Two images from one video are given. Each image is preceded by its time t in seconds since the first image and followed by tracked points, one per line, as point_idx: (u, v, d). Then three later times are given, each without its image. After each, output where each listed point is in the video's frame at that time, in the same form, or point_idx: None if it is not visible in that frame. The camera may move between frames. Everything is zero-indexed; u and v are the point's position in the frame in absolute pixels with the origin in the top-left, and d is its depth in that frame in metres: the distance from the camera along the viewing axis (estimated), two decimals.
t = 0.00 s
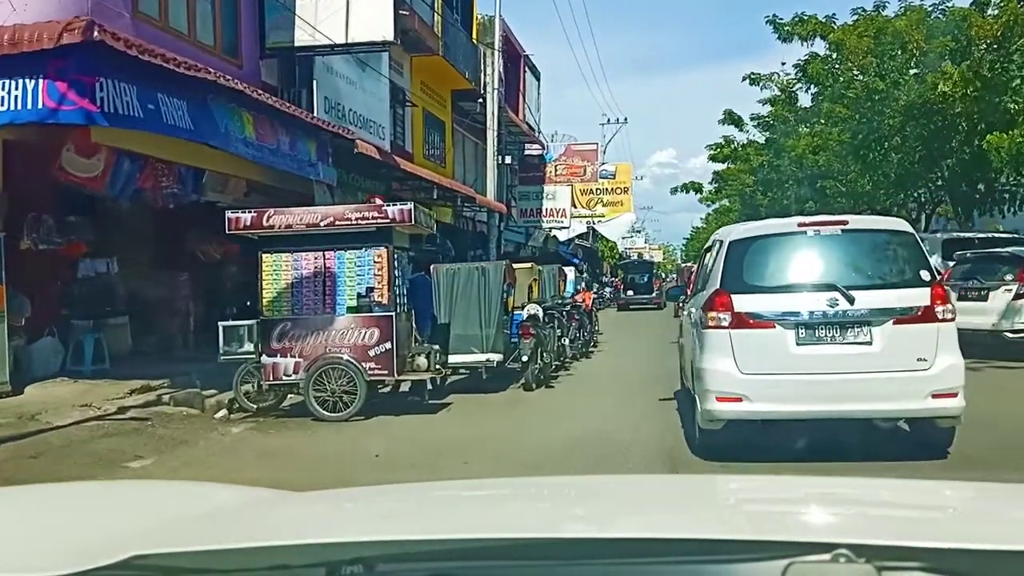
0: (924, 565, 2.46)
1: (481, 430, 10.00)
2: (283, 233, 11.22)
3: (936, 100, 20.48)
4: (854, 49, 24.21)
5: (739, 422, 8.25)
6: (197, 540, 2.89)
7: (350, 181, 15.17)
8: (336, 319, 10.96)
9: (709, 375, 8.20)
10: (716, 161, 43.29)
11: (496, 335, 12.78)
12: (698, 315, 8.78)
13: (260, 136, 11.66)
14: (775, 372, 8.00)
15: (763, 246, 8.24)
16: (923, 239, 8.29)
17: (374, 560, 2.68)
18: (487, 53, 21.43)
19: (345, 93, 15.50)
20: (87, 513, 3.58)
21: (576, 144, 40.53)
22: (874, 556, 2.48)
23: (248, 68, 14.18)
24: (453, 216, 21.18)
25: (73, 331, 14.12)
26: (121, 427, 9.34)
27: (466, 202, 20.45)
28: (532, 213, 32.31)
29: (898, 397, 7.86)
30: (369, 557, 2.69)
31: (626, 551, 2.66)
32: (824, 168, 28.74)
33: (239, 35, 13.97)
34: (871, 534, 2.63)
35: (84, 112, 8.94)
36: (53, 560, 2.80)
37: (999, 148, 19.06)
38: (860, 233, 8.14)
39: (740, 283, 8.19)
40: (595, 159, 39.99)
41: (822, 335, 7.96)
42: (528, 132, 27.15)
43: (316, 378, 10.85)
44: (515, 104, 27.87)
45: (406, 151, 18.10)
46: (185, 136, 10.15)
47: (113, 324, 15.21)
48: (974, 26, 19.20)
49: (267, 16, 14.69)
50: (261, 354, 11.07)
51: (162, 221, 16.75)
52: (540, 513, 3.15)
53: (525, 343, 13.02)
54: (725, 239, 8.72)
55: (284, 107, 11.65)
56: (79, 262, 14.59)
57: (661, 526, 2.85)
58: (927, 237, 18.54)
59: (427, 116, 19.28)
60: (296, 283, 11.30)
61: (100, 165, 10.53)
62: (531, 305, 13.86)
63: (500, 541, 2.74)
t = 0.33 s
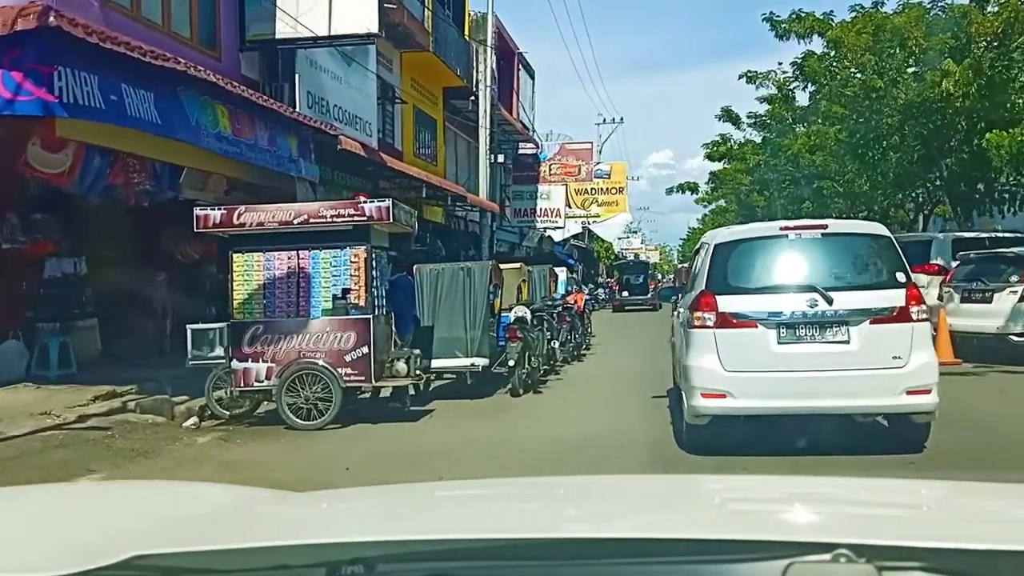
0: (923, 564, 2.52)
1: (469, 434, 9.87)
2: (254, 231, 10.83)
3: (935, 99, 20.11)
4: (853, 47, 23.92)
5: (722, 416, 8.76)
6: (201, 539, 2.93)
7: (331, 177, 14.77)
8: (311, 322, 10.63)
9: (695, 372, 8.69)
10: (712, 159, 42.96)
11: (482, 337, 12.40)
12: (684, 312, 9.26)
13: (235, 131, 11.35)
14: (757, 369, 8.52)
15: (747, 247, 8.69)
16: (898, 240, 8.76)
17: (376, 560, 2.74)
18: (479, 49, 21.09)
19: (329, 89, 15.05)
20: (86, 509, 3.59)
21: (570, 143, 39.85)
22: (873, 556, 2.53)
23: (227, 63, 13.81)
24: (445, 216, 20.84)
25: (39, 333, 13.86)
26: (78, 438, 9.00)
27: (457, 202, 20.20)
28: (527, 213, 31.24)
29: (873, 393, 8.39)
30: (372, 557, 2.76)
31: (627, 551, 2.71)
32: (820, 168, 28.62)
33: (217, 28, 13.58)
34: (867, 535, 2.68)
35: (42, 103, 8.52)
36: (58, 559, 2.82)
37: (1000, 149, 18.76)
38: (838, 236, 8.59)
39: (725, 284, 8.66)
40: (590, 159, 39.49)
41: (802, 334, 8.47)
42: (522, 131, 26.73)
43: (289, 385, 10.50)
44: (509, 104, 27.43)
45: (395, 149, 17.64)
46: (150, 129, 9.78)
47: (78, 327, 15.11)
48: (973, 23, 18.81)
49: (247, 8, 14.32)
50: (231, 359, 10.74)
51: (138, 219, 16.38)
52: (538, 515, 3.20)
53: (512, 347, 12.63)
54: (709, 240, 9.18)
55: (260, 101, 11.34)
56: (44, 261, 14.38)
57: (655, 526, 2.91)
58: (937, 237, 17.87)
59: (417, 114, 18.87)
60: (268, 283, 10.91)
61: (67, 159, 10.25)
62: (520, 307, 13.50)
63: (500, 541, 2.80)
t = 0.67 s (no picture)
0: (923, 564, 2.53)
1: (463, 438, 9.80)
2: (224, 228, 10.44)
3: (936, 96, 19.68)
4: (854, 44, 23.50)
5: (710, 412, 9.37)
6: (201, 533, 2.93)
7: (314, 173, 14.32)
8: (285, 325, 10.22)
9: (685, 370, 9.31)
10: (711, 158, 42.58)
11: (468, 341, 12.07)
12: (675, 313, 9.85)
13: (211, 125, 10.99)
14: (744, 367, 9.13)
15: (736, 249, 9.30)
16: (879, 242, 9.35)
17: (375, 560, 2.70)
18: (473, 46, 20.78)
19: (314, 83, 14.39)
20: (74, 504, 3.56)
21: (566, 141, 39.19)
22: (874, 556, 2.53)
23: (206, 56, 13.39)
24: (437, 215, 20.43)
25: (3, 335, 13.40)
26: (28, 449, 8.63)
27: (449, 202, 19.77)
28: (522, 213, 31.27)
29: (853, 390, 9.03)
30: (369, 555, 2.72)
31: (629, 550, 2.71)
32: (820, 168, 28.34)
33: (194, 19, 13.14)
34: (867, 534, 2.67)
35: None
36: (61, 551, 2.84)
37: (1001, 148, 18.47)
38: (822, 239, 9.18)
39: (714, 284, 9.27)
40: (587, 158, 39.05)
41: (787, 333, 9.08)
42: (518, 129, 26.37)
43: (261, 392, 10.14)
44: (504, 102, 27.04)
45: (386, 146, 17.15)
46: (113, 121, 9.34)
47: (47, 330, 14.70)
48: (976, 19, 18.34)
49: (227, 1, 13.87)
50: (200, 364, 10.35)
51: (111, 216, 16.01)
52: (538, 516, 3.21)
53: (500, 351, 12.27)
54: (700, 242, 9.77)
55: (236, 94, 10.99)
56: (11, 261, 14.21)
57: (651, 526, 2.90)
58: (948, 237, 17.45)
59: (408, 110, 18.39)
60: (240, 284, 10.56)
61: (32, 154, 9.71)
62: (509, 309, 13.14)
63: (498, 541, 2.78)
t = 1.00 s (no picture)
0: (924, 564, 2.49)
1: (458, 445, 9.97)
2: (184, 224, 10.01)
3: (941, 93, 18.98)
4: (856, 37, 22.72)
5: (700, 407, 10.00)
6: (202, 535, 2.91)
7: (292, 168, 13.79)
8: (250, 329, 9.89)
9: (676, 366, 9.94)
10: (710, 156, 42.03)
11: (449, 345, 11.70)
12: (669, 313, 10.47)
13: (179, 115, 10.53)
14: (732, 364, 9.77)
15: (725, 251, 9.94)
16: (861, 244, 9.98)
17: (376, 559, 2.68)
18: (467, 40, 20.32)
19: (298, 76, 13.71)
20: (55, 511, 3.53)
21: (562, 140, 38.98)
22: (873, 555, 2.51)
23: (181, 45, 12.70)
24: (429, 213, 19.97)
25: None
26: None
27: (442, 201, 19.22)
28: (518, 211, 29.75)
29: (837, 386, 9.64)
30: (371, 556, 2.70)
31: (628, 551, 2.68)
32: (821, 167, 27.90)
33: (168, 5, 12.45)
34: (868, 535, 2.63)
35: None
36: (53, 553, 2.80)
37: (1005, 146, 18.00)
38: (806, 241, 9.83)
39: (704, 284, 9.93)
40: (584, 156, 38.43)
41: (773, 331, 9.72)
42: (513, 127, 25.90)
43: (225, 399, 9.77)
44: (500, 98, 26.53)
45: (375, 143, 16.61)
46: (66, 109, 8.82)
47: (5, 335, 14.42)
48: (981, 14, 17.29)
49: None
50: (159, 371, 9.96)
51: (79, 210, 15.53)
52: (533, 519, 3.16)
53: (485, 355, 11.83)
54: (691, 244, 10.40)
55: (205, 81, 10.52)
56: None
57: (651, 528, 2.88)
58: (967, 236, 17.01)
59: (399, 106, 17.87)
60: (201, 285, 10.16)
61: None
62: (496, 311, 12.76)
63: (499, 540, 2.76)
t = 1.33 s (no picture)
0: (921, 564, 2.43)
1: (455, 443, 10.26)
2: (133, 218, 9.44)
3: (949, 87, 18.31)
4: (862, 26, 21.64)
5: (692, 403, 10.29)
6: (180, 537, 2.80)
7: (268, 161, 13.14)
8: (206, 335, 9.37)
9: (669, 364, 10.23)
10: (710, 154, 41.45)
11: (429, 351, 11.24)
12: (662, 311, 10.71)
13: (142, 104, 10.03)
14: (722, 362, 10.04)
15: (716, 252, 10.18)
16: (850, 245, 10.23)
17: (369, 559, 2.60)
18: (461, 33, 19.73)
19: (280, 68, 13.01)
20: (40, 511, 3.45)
21: (559, 137, 39.07)
22: (877, 556, 2.46)
23: (151, 32, 11.77)
24: (421, 210, 19.48)
25: None
26: None
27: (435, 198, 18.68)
28: (515, 210, 29.17)
29: (824, 383, 9.96)
30: (367, 556, 2.59)
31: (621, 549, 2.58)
32: (824, 165, 27.41)
33: None
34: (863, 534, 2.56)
35: None
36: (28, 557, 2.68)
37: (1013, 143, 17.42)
38: (796, 242, 10.08)
39: (696, 285, 10.17)
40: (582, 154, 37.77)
41: (764, 330, 9.98)
42: (509, 124, 25.35)
43: (178, 410, 9.23)
44: (496, 95, 25.98)
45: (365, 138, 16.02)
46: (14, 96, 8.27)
47: None
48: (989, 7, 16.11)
49: None
50: (106, 380, 9.42)
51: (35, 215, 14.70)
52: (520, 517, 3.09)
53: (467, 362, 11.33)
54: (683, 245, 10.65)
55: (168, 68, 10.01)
56: None
57: (648, 527, 2.81)
58: (987, 235, 16.48)
59: (390, 101, 17.37)
60: (153, 283, 9.60)
61: None
62: (482, 313, 12.29)
63: (495, 541, 2.66)
